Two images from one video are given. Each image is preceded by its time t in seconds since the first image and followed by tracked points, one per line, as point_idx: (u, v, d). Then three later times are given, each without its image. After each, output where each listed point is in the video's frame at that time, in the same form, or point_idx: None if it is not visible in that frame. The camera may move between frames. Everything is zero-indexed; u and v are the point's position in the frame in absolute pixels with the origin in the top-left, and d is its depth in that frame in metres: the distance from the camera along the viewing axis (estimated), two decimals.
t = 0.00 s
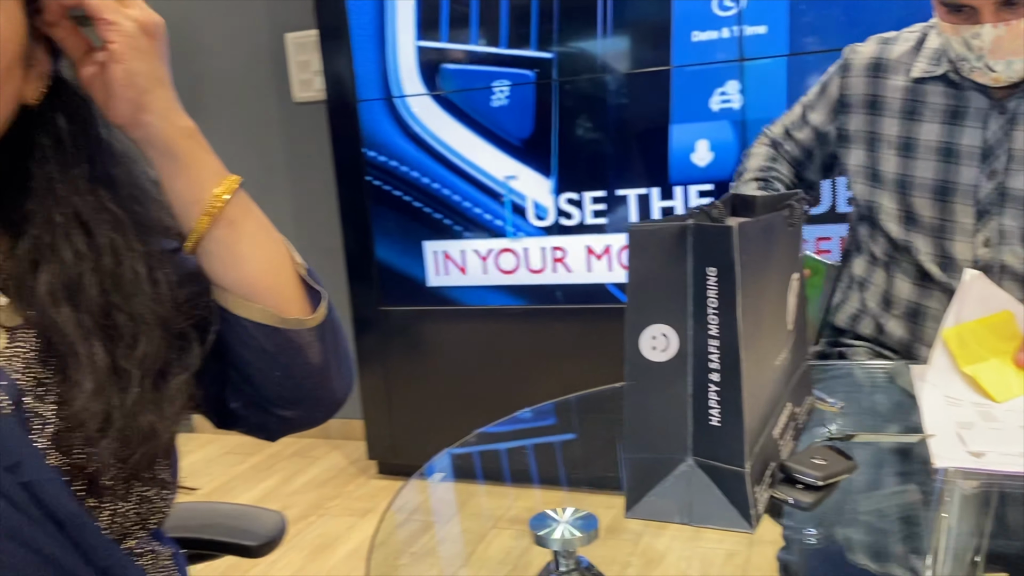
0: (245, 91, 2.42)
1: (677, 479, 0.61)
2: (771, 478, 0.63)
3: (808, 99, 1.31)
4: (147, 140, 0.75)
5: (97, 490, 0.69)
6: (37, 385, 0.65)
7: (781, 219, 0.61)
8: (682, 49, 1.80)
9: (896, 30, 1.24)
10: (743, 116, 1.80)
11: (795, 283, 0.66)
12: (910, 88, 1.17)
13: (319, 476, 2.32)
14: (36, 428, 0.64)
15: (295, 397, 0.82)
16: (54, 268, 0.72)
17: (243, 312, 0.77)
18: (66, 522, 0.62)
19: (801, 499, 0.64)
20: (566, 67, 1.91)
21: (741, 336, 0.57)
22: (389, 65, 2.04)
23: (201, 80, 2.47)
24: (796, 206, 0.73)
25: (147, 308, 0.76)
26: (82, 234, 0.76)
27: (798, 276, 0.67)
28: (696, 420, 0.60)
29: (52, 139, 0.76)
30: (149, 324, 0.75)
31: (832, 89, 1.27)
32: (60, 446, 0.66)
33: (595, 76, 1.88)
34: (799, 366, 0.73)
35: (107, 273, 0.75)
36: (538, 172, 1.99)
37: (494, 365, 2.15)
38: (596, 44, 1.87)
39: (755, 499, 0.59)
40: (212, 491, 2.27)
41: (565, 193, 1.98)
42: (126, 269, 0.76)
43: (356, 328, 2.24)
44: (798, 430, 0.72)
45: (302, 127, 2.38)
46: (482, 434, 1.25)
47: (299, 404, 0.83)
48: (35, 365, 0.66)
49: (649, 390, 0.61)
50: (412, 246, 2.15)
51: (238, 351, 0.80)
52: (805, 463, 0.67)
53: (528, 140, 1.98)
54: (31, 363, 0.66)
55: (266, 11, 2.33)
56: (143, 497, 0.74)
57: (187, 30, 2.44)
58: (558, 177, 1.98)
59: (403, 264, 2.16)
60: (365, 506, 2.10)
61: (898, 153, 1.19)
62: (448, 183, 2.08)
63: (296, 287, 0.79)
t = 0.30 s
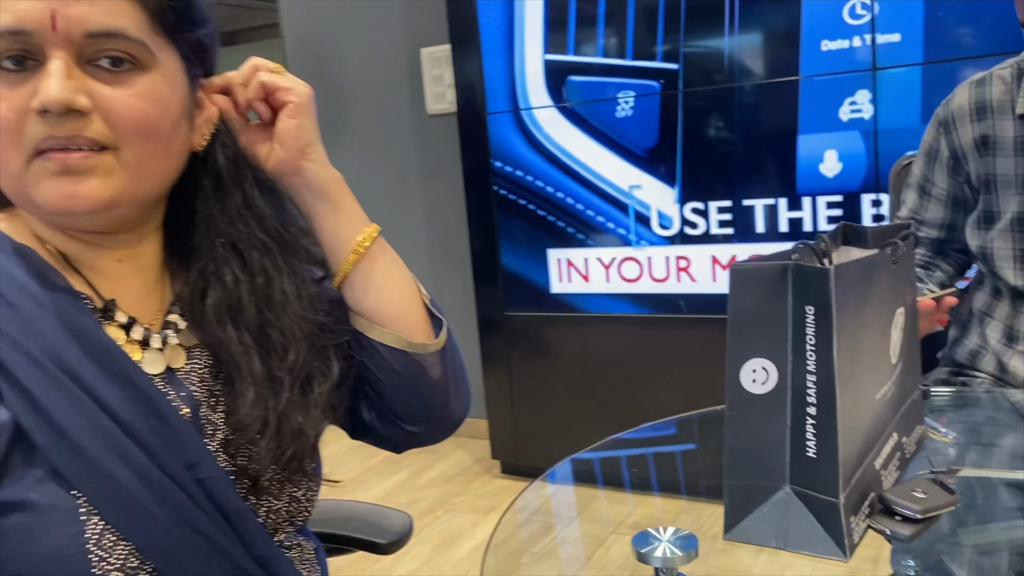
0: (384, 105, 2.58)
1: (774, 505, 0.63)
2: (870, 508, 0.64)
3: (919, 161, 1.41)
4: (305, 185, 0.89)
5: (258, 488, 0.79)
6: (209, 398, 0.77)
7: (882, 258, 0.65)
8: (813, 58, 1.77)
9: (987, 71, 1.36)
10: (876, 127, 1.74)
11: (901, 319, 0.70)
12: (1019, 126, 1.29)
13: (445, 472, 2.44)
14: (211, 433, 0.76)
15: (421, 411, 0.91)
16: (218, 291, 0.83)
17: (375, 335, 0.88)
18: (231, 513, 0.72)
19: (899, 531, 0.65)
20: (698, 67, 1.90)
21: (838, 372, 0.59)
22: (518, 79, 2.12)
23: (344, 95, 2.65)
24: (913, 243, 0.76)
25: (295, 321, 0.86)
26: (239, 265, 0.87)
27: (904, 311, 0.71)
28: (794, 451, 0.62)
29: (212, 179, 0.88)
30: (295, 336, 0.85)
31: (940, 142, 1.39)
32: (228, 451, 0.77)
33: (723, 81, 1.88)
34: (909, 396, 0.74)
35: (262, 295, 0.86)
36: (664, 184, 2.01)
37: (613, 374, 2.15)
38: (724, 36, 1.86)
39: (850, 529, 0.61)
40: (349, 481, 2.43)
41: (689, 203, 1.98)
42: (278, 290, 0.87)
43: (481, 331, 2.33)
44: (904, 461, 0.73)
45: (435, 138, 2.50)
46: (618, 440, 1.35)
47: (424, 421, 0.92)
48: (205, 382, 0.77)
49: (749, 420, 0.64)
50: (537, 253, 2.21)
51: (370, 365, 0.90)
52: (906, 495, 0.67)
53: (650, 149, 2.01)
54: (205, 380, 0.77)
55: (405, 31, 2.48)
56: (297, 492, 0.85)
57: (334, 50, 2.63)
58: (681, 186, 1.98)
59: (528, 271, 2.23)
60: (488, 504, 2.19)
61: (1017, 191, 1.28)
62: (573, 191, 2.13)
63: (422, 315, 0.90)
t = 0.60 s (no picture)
0: (483, 115, 2.66)
1: (844, 527, 0.66)
2: (943, 533, 0.66)
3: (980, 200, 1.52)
4: (403, 227, 0.99)
5: (363, 499, 0.87)
6: (319, 408, 0.85)
7: (958, 286, 0.66)
8: (918, 67, 1.74)
9: None
10: (985, 137, 1.69)
11: (979, 346, 0.71)
12: None
13: (540, 476, 2.49)
14: (319, 443, 0.84)
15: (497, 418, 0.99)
16: (334, 319, 0.92)
17: (466, 363, 0.97)
18: (335, 517, 0.81)
19: (971, 558, 0.66)
20: (803, 67, 1.87)
21: (907, 401, 0.61)
22: (615, 89, 2.14)
23: (446, 105, 2.75)
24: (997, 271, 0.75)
25: (399, 347, 0.95)
26: (353, 293, 0.96)
27: (984, 339, 0.71)
28: (865, 476, 0.64)
29: (329, 215, 0.97)
30: (399, 359, 0.95)
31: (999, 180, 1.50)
32: (337, 462, 0.85)
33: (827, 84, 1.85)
34: (991, 423, 0.75)
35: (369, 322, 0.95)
36: (763, 195, 1.98)
37: (707, 385, 2.14)
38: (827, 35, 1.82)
39: (920, 553, 0.63)
40: (447, 481, 2.52)
41: (788, 212, 1.95)
42: (382, 321, 0.96)
43: (577, 336, 2.35)
44: (986, 487, 0.74)
45: (533, 148, 2.56)
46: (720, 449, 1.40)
47: (506, 442, 1.00)
48: (317, 391, 0.86)
49: (821, 445, 0.65)
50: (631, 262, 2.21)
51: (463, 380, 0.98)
52: (981, 522, 0.67)
53: (745, 158, 1.99)
54: (316, 390, 0.86)
55: (506, 47, 2.56)
56: (393, 501, 0.92)
57: (438, 66, 2.74)
58: (780, 196, 1.96)
59: (622, 279, 2.24)
60: (583, 509, 2.23)
61: None
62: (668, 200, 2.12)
63: (507, 345, 0.99)
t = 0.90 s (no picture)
0: (549, 121, 2.69)
1: (897, 544, 0.67)
2: (1000, 553, 0.68)
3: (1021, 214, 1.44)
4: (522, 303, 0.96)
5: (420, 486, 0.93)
6: (383, 435, 0.92)
7: (1017, 305, 0.65)
8: (993, 74, 1.71)
9: None
10: None
11: None
12: None
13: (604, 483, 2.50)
14: (387, 464, 0.91)
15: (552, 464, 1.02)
16: (385, 312, 1.00)
17: (554, 434, 1.00)
18: (394, 529, 0.87)
19: None
20: (877, 67, 1.83)
21: (961, 421, 0.61)
22: (682, 96, 2.14)
23: (512, 112, 2.79)
24: None
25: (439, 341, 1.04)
26: (399, 285, 1.04)
27: None
28: (918, 493, 0.65)
29: (387, 218, 1.06)
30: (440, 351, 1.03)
31: None
32: (391, 447, 0.92)
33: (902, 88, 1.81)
34: None
35: (411, 314, 1.02)
36: (834, 204, 1.95)
37: (773, 394, 2.11)
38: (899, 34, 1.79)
39: (974, 572, 0.65)
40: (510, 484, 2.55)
41: (858, 220, 1.92)
42: (422, 313, 1.04)
43: (642, 342, 2.33)
44: None
45: (599, 157, 2.59)
46: (793, 458, 1.41)
47: (568, 502, 1.04)
48: (384, 417, 0.93)
49: (875, 463, 0.66)
50: (696, 270, 2.21)
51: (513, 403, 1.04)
52: None
53: (815, 166, 1.96)
54: (382, 416, 0.92)
55: (572, 58, 2.58)
56: (453, 488, 0.99)
57: (505, 76, 2.78)
58: (850, 205, 1.93)
59: (688, 286, 2.23)
60: (646, 516, 2.23)
61: None
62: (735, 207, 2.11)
63: (598, 425, 1.01)
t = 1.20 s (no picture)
0: (593, 127, 2.70)
1: (941, 555, 0.67)
2: None
3: None
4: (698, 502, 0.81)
5: (460, 463, 0.97)
6: (425, 444, 0.95)
7: None
8: None
9: None
10: None
11: None
12: None
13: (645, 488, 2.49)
14: (427, 470, 0.95)
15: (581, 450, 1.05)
16: (422, 314, 1.06)
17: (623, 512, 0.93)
18: (434, 537, 0.89)
19: None
20: (929, 69, 1.80)
21: (1006, 431, 0.61)
22: (726, 100, 2.13)
23: (556, 117, 2.80)
24: None
25: (478, 319, 1.10)
26: (438, 280, 1.11)
27: None
28: (963, 503, 0.65)
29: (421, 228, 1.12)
30: (479, 330, 1.09)
31: None
32: (432, 423, 0.97)
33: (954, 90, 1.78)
34: None
35: (447, 299, 1.09)
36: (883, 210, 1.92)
37: (819, 402, 2.08)
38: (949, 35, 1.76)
39: None
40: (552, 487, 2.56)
41: (906, 225, 1.89)
42: (460, 296, 1.10)
43: (687, 347, 2.31)
44: None
45: (641, 162, 2.59)
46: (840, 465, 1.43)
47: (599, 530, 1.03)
48: (427, 425, 0.96)
49: (918, 472, 0.67)
50: (741, 275, 2.19)
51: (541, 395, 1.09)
52: None
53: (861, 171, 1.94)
54: (425, 423, 0.96)
55: (615, 63, 2.59)
56: (491, 491, 1.01)
57: (548, 82, 2.80)
58: (898, 210, 1.90)
59: (733, 292, 2.20)
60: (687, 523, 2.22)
61: None
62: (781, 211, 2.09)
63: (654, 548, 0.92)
